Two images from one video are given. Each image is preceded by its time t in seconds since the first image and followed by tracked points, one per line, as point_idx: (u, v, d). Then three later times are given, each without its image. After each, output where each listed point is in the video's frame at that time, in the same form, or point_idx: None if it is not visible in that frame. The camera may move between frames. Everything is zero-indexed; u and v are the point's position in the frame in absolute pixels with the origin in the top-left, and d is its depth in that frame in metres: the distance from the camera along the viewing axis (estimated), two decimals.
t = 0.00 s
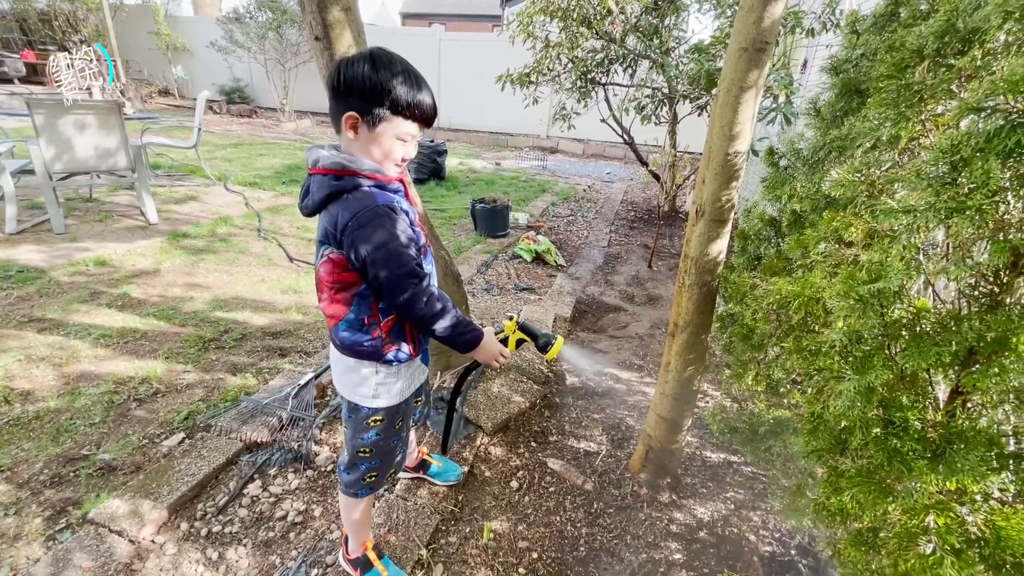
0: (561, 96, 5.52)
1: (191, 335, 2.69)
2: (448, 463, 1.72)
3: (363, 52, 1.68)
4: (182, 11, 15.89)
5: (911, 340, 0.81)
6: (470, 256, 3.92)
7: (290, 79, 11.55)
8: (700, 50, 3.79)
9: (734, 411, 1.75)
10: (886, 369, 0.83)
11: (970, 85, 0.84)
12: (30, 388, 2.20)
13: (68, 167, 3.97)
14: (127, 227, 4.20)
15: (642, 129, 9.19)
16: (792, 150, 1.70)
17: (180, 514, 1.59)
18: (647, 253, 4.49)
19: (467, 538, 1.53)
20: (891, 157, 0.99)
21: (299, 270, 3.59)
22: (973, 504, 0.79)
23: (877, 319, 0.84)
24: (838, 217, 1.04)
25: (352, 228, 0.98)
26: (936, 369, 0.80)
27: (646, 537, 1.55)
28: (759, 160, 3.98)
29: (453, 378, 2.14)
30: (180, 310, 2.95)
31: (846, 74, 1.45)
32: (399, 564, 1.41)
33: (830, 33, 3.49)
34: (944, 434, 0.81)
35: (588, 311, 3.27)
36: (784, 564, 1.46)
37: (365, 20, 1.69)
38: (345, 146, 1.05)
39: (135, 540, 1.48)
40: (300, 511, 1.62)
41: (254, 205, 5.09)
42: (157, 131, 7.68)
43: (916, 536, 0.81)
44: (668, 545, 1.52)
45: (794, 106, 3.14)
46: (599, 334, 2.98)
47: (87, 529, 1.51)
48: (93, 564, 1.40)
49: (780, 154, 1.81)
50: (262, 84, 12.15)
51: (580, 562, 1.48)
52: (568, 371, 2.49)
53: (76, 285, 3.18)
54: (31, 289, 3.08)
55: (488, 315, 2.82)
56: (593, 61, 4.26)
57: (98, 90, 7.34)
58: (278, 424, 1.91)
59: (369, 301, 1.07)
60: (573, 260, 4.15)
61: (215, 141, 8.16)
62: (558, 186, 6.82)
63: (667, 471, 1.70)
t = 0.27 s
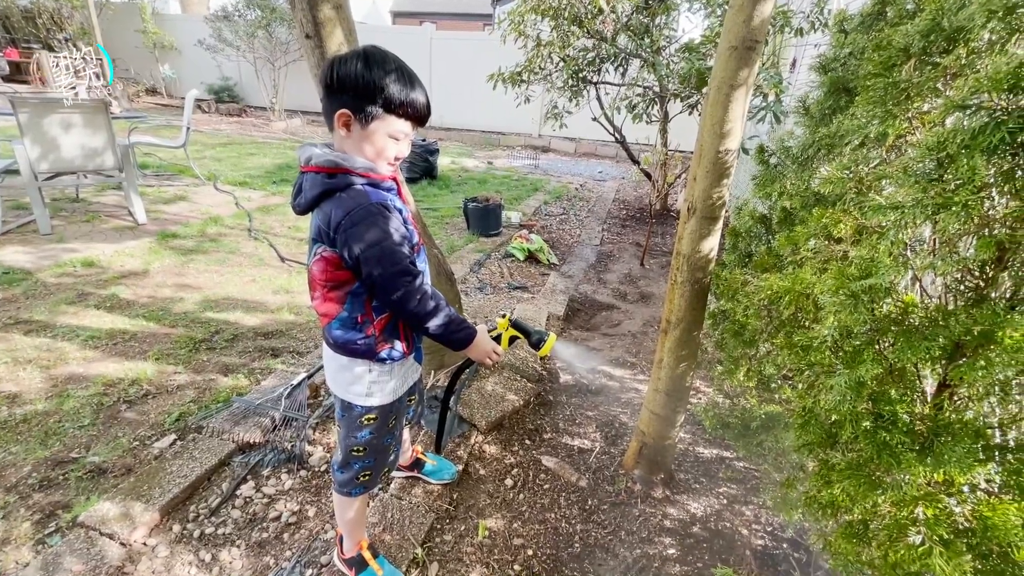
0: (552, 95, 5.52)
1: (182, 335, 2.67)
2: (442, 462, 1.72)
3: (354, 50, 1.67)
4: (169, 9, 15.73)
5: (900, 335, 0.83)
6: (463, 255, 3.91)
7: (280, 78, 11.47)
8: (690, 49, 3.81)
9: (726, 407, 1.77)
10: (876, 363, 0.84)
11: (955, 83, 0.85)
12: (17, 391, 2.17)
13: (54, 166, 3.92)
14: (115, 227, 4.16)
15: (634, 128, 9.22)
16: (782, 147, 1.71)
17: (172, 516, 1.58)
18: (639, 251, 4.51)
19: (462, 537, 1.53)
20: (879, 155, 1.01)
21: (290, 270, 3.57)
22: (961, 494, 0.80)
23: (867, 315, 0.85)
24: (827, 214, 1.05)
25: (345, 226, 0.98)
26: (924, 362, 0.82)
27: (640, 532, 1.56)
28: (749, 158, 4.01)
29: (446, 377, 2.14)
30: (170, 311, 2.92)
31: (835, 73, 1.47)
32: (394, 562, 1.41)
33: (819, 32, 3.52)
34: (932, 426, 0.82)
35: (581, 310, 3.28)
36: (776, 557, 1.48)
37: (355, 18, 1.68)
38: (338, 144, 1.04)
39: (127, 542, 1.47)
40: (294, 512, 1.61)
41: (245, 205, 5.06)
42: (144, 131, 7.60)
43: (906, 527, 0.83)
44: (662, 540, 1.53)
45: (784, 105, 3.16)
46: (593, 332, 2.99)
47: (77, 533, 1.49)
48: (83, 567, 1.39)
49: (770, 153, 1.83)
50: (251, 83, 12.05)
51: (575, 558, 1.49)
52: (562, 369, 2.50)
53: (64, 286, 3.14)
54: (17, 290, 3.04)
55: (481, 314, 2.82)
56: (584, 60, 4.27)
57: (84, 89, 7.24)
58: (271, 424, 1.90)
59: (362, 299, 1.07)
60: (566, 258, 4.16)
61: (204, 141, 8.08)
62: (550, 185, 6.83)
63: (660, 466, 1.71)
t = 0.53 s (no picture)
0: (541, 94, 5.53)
1: (170, 337, 2.64)
2: (435, 460, 1.73)
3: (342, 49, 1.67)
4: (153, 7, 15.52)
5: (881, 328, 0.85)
6: (454, 254, 3.92)
7: (267, 77, 11.36)
8: (678, 48, 3.84)
9: (715, 402, 1.79)
10: (857, 355, 0.86)
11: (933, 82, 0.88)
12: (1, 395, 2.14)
13: (37, 167, 3.86)
14: (99, 229, 4.10)
15: (623, 127, 9.26)
16: (768, 145, 1.74)
17: (163, 519, 1.57)
18: (628, 249, 4.54)
19: (455, 534, 1.53)
20: (861, 153, 1.04)
21: (280, 270, 3.55)
22: (938, 481, 0.83)
23: (848, 308, 0.87)
24: (811, 211, 1.07)
25: (334, 225, 0.98)
26: (904, 354, 0.84)
27: (631, 526, 1.58)
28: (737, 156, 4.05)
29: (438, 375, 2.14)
30: (158, 313, 2.90)
31: (818, 72, 1.50)
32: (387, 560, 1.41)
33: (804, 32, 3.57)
34: (912, 416, 0.84)
35: (571, 308, 3.29)
36: (765, 548, 1.50)
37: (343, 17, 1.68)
38: (327, 143, 1.04)
39: (117, 546, 1.46)
40: (286, 512, 1.61)
41: (232, 205, 5.01)
42: (128, 130, 7.50)
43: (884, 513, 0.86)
44: (653, 534, 1.55)
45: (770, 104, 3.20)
46: (583, 330, 3.01)
47: (66, 537, 1.48)
48: (72, 572, 1.38)
49: (756, 151, 1.86)
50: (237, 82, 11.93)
51: (568, 553, 1.50)
52: (553, 366, 2.51)
53: (48, 289, 3.09)
54: None
55: (472, 313, 2.83)
56: (573, 59, 4.28)
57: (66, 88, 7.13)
58: (262, 425, 1.90)
59: (352, 298, 1.07)
60: (556, 256, 4.18)
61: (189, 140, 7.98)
62: (540, 184, 6.85)
63: (651, 461, 1.73)
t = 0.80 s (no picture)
0: (530, 93, 5.53)
1: (158, 338, 2.62)
2: (428, 457, 1.74)
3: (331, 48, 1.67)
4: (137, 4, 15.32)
5: (861, 321, 0.88)
6: (444, 253, 3.92)
7: (253, 75, 11.25)
8: (665, 48, 3.88)
9: (704, 396, 1.82)
10: (838, 346, 0.90)
11: (911, 82, 0.90)
12: None
13: (18, 167, 3.79)
14: (83, 229, 4.04)
15: (612, 125, 9.32)
16: (753, 144, 1.77)
17: (153, 520, 1.56)
18: (618, 247, 4.57)
19: (448, 530, 1.54)
20: (843, 150, 1.06)
21: (268, 270, 3.53)
22: (918, 468, 0.85)
23: (830, 301, 0.90)
24: (795, 207, 1.09)
25: (324, 223, 0.98)
26: (885, 346, 0.87)
27: (622, 520, 1.60)
28: (723, 155, 4.09)
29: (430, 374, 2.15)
30: (145, 314, 2.87)
31: (802, 72, 1.53)
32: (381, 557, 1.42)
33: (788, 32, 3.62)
34: (891, 405, 0.87)
35: (562, 305, 3.31)
36: (753, 539, 1.53)
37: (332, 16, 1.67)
38: (316, 141, 1.04)
39: (107, 548, 1.45)
40: (279, 512, 1.61)
41: (219, 205, 4.97)
42: (112, 130, 7.40)
43: (865, 499, 0.89)
44: (644, 527, 1.57)
45: (756, 103, 3.24)
46: (574, 327, 3.03)
47: (55, 540, 1.46)
48: (62, 574, 1.36)
49: (742, 149, 1.89)
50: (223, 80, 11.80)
51: (560, 547, 1.52)
52: (544, 364, 2.53)
53: (31, 291, 3.04)
54: None
55: (463, 311, 2.84)
56: (561, 58, 4.29)
57: (46, 87, 7.00)
58: (253, 425, 1.89)
59: (342, 295, 1.07)
60: (547, 255, 4.20)
61: (174, 140, 7.89)
62: (529, 182, 6.86)
63: (641, 455, 1.75)
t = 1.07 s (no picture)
0: (513, 93, 5.56)
1: (141, 341, 2.59)
2: (418, 453, 1.76)
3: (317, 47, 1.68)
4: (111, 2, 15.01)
5: (836, 309, 0.93)
6: (430, 252, 3.93)
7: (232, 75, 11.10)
8: (646, 47, 3.95)
9: (688, 387, 1.87)
10: (815, 334, 0.94)
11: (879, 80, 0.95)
12: None
13: None
14: (60, 232, 3.96)
15: (595, 125, 9.40)
16: (732, 141, 1.82)
17: (142, 522, 1.55)
18: (602, 245, 4.63)
19: (440, 523, 1.57)
20: (815, 146, 1.10)
21: (253, 271, 3.50)
22: (890, 447, 0.89)
23: (806, 291, 0.95)
24: (772, 202, 1.14)
25: (315, 220, 1.00)
26: (858, 332, 0.91)
27: (611, 509, 1.64)
28: (704, 153, 4.17)
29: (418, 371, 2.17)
30: (127, 316, 2.83)
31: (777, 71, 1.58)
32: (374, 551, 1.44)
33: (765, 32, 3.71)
34: (864, 388, 0.91)
35: (548, 302, 3.35)
36: (736, 524, 1.58)
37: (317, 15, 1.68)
38: (305, 140, 1.06)
39: (95, 550, 1.44)
40: (270, 510, 1.61)
41: (200, 206, 4.90)
42: (87, 130, 7.25)
43: (843, 478, 0.93)
44: (631, 515, 1.61)
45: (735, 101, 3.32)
46: (560, 323, 3.07)
47: (42, 544, 1.45)
48: None
49: (721, 146, 1.94)
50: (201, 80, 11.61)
51: (550, 537, 1.55)
52: (531, 360, 2.56)
53: (7, 294, 2.98)
54: None
55: (450, 309, 2.86)
56: (544, 58, 4.33)
57: (17, 86, 6.83)
58: (241, 425, 1.89)
59: (333, 291, 1.08)
60: (532, 253, 4.23)
61: (152, 140, 7.75)
62: (514, 181, 6.89)
63: (628, 446, 1.79)
